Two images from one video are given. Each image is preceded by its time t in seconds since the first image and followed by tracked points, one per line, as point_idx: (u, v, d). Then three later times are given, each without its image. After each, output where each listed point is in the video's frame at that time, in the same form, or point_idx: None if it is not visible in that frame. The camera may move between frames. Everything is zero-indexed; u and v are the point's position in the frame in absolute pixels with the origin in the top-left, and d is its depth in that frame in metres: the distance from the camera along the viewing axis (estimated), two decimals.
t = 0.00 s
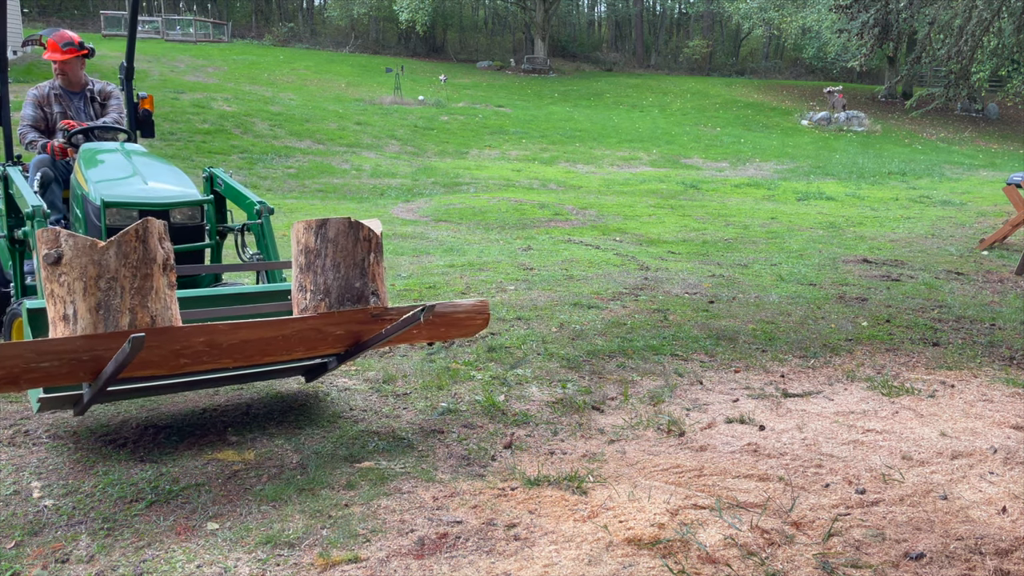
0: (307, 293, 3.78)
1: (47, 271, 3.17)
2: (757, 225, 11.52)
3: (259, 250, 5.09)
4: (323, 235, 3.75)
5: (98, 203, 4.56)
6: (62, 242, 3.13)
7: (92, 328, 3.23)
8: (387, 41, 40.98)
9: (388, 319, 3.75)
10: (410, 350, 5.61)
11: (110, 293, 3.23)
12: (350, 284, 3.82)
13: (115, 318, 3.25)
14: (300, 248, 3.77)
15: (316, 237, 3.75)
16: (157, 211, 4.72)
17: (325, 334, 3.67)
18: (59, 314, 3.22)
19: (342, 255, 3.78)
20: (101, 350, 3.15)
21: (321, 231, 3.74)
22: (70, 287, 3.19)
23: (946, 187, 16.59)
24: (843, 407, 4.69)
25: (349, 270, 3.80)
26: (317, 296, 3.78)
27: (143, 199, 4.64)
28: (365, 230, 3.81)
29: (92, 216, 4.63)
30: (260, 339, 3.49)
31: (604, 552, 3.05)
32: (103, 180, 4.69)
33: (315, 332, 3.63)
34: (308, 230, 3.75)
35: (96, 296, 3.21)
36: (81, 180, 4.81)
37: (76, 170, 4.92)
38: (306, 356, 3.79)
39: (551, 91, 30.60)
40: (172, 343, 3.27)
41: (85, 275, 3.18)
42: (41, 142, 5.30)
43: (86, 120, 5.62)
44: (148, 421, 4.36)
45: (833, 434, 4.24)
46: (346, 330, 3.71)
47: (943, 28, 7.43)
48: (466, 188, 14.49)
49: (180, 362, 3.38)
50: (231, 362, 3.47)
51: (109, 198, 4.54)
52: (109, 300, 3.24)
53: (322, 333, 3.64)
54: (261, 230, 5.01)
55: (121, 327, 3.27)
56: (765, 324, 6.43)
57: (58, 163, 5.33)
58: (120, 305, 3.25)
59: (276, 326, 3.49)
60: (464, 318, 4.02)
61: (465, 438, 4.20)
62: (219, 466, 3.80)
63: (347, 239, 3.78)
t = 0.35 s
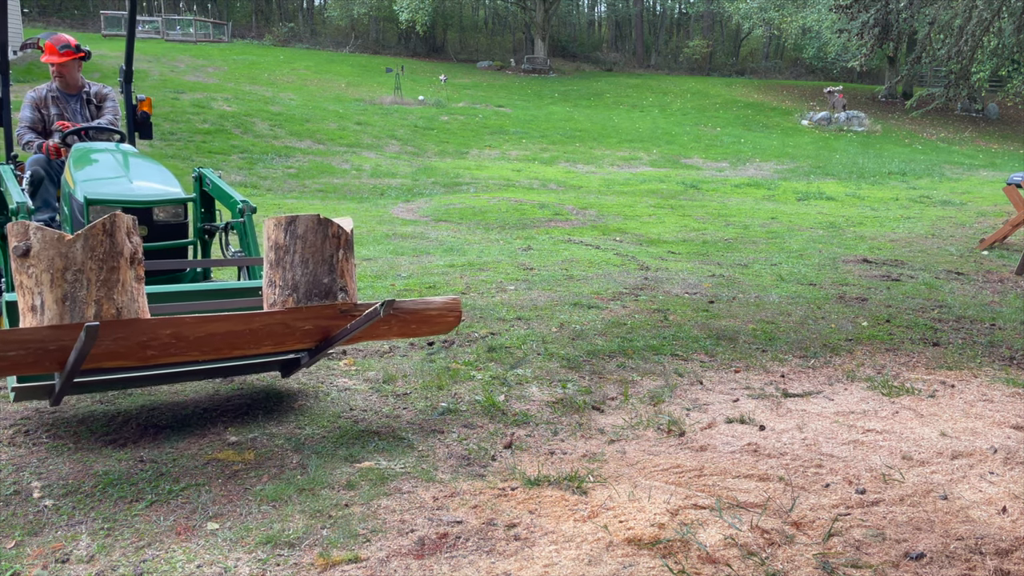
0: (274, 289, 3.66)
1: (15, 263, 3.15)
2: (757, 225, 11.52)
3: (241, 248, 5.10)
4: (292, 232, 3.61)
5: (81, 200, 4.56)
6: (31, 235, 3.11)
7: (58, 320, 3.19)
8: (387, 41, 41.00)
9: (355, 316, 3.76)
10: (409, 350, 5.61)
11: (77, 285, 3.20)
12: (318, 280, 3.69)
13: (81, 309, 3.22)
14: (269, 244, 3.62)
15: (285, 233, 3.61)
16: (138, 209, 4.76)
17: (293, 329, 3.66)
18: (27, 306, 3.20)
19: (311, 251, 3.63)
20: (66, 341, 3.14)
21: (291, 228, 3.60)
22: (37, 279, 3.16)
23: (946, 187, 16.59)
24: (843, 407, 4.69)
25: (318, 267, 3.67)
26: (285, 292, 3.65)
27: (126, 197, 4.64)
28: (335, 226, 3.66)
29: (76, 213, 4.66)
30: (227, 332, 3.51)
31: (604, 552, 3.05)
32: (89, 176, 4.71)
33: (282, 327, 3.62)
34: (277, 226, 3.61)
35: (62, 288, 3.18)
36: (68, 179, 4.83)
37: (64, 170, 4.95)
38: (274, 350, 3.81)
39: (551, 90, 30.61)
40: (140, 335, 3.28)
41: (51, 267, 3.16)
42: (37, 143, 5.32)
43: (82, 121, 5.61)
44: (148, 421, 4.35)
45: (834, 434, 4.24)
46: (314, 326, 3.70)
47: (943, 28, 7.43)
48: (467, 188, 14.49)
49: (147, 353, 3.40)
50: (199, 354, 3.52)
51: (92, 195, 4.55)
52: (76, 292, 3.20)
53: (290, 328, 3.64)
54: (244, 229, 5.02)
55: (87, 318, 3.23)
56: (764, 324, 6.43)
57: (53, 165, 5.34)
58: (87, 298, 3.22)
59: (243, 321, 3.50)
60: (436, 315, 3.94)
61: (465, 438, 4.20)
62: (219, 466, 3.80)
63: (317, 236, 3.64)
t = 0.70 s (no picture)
0: (246, 284, 3.73)
1: None
2: (757, 225, 11.53)
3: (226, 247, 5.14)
4: (263, 229, 3.71)
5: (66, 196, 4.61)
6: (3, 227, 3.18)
7: (26, 311, 3.22)
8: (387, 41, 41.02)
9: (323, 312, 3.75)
10: (409, 350, 5.61)
11: (44, 276, 3.22)
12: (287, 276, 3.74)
13: (48, 300, 3.23)
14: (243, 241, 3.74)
15: (256, 230, 3.71)
16: (124, 207, 4.78)
17: (262, 324, 3.68)
18: None
19: (281, 247, 3.70)
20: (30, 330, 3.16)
21: (262, 225, 3.70)
22: (6, 270, 3.21)
23: (946, 187, 16.59)
24: (843, 407, 4.69)
25: (288, 263, 3.72)
26: (255, 288, 3.71)
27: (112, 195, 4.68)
28: (305, 224, 3.73)
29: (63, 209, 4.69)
30: (196, 326, 3.50)
31: (605, 552, 3.05)
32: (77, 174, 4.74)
33: (251, 322, 3.63)
34: (250, 224, 3.73)
35: (30, 279, 3.21)
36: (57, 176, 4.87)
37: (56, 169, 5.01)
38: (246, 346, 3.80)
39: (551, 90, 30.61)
40: (106, 326, 3.28)
41: (20, 259, 3.19)
42: (36, 143, 5.34)
43: (81, 122, 5.59)
44: (148, 421, 4.35)
45: (834, 434, 4.24)
46: (283, 322, 3.72)
47: (943, 28, 7.44)
48: (466, 188, 14.49)
49: (115, 345, 3.40)
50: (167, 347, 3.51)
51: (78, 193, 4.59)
52: (43, 283, 3.23)
53: (259, 324, 3.66)
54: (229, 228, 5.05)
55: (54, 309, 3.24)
56: (765, 324, 6.43)
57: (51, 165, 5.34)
58: (54, 288, 3.24)
59: (212, 315, 3.49)
60: (408, 314, 3.93)
61: (465, 438, 4.20)
62: (218, 466, 3.80)
63: (287, 232, 3.72)
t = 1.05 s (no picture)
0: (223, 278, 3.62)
1: None
2: (757, 225, 11.52)
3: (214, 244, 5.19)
4: (243, 224, 3.58)
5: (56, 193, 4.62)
6: None
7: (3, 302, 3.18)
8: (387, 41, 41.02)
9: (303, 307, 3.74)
10: (409, 351, 5.61)
11: (23, 268, 3.19)
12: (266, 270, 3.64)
13: (26, 293, 3.21)
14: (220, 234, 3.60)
15: (236, 225, 3.57)
16: (113, 203, 4.78)
17: (241, 318, 3.70)
18: None
19: (261, 243, 3.59)
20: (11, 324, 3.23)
21: (241, 220, 3.57)
22: None
23: (946, 187, 16.59)
24: (843, 407, 4.69)
25: (267, 258, 3.62)
26: (233, 282, 3.61)
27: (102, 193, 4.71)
28: (286, 219, 3.61)
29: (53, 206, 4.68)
30: (174, 319, 3.56)
31: (604, 552, 3.05)
32: (69, 169, 4.78)
33: (230, 315, 3.67)
34: (229, 218, 3.58)
35: (9, 271, 3.17)
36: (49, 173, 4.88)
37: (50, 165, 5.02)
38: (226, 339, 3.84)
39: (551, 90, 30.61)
40: (85, 319, 3.37)
41: None
42: (34, 142, 5.35)
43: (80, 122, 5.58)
44: (148, 421, 4.34)
45: (833, 434, 4.24)
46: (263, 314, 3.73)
47: (943, 28, 7.43)
48: (466, 188, 14.49)
49: (94, 337, 3.49)
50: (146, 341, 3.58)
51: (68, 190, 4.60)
52: (21, 275, 3.20)
53: (239, 317, 3.68)
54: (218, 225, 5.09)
55: (32, 301, 3.23)
56: (765, 324, 6.43)
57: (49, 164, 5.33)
58: (33, 281, 3.22)
59: (189, 308, 3.55)
60: (388, 309, 3.95)
61: (465, 438, 4.20)
62: (218, 466, 3.80)
63: (266, 228, 3.59)
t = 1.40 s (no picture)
0: (207, 274, 3.62)
1: None
2: (757, 225, 11.52)
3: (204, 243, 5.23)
4: (226, 220, 3.54)
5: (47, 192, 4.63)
6: None
7: None
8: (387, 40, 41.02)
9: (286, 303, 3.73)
10: (409, 351, 5.61)
11: (6, 263, 3.18)
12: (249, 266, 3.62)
13: (10, 287, 3.20)
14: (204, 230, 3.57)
15: (219, 221, 3.54)
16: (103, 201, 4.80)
17: (225, 313, 3.69)
18: None
19: (244, 239, 3.56)
20: None
21: (224, 216, 3.53)
22: None
23: (946, 187, 16.59)
24: (843, 407, 4.69)
25: (250, 254, 3.59)
26: (216, 278, 3.59)
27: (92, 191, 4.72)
28: (269, 215, 3.57)
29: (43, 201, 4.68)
30: (158, 314, 3.56)
31: (604, 552, 3.05)
32: (61, 167, 4.78)
33: (214, 311, 3.66)
34: (212, 214, 3.55)
35: None
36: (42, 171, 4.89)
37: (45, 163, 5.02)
38: (211, 334, 3.84)
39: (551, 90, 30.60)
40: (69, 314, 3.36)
41: None
42: (31, 142, 5.36)
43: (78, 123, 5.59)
44: (148, 421, 4.34)
45: (833, 434, 4.24)
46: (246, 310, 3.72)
47: (943, 28, 7.43)
48: (466, 188, 14.49)
49: (79, 332, 3.49)
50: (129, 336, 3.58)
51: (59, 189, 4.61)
52: (4, 270, 3.18)
53: (222, 312, 3.68)
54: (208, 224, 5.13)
55: (16, 295, 3.21)
56: (765, 324, 6.42)
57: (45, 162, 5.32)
58: (16, 276, 3.20)
59: (173, 303, 3.54)
60: (372, 305, 3.94)
61: (465, 438, 4.20)
62: (219, 466, 3.80)
63: (250, 224, 3.56)
